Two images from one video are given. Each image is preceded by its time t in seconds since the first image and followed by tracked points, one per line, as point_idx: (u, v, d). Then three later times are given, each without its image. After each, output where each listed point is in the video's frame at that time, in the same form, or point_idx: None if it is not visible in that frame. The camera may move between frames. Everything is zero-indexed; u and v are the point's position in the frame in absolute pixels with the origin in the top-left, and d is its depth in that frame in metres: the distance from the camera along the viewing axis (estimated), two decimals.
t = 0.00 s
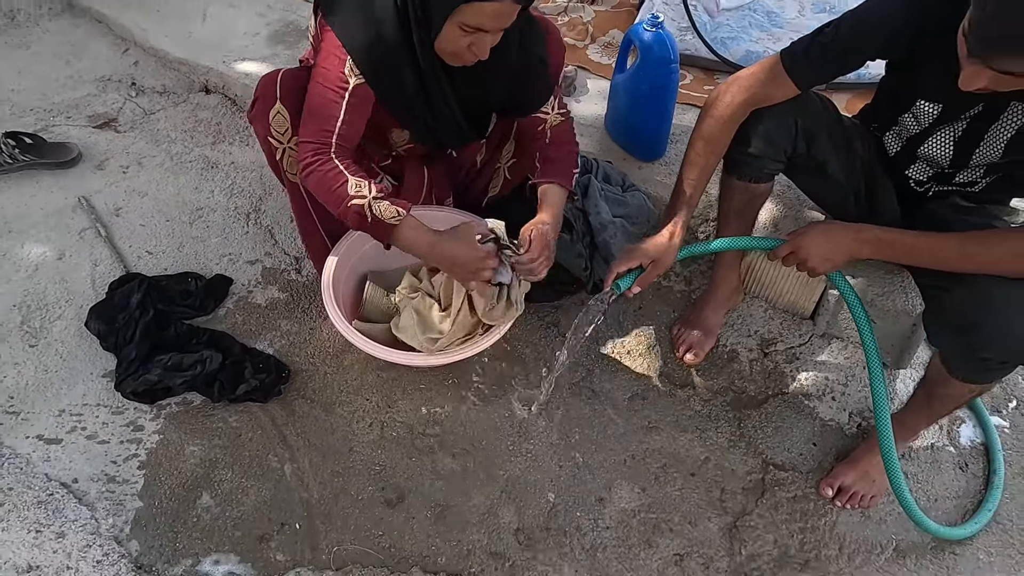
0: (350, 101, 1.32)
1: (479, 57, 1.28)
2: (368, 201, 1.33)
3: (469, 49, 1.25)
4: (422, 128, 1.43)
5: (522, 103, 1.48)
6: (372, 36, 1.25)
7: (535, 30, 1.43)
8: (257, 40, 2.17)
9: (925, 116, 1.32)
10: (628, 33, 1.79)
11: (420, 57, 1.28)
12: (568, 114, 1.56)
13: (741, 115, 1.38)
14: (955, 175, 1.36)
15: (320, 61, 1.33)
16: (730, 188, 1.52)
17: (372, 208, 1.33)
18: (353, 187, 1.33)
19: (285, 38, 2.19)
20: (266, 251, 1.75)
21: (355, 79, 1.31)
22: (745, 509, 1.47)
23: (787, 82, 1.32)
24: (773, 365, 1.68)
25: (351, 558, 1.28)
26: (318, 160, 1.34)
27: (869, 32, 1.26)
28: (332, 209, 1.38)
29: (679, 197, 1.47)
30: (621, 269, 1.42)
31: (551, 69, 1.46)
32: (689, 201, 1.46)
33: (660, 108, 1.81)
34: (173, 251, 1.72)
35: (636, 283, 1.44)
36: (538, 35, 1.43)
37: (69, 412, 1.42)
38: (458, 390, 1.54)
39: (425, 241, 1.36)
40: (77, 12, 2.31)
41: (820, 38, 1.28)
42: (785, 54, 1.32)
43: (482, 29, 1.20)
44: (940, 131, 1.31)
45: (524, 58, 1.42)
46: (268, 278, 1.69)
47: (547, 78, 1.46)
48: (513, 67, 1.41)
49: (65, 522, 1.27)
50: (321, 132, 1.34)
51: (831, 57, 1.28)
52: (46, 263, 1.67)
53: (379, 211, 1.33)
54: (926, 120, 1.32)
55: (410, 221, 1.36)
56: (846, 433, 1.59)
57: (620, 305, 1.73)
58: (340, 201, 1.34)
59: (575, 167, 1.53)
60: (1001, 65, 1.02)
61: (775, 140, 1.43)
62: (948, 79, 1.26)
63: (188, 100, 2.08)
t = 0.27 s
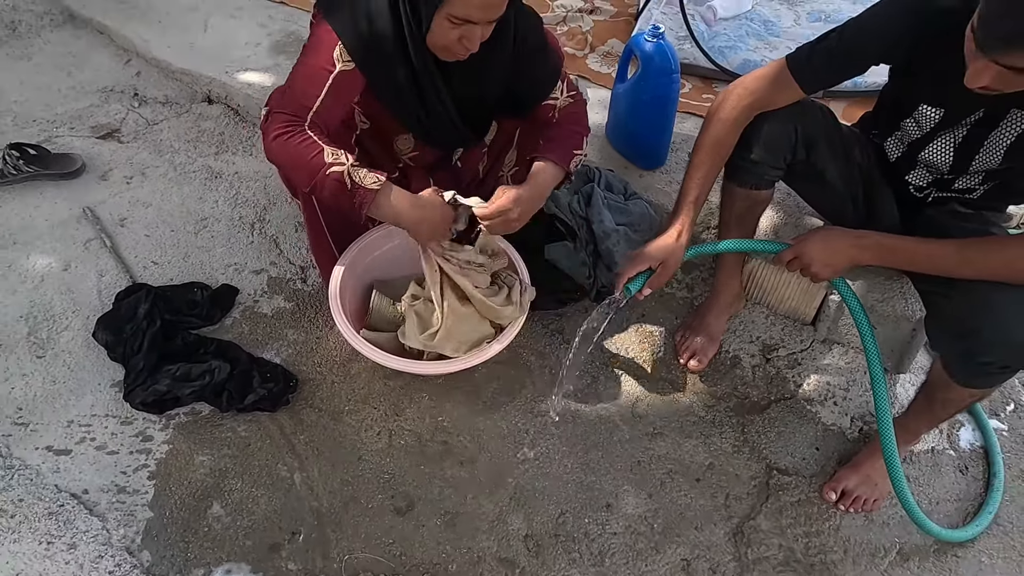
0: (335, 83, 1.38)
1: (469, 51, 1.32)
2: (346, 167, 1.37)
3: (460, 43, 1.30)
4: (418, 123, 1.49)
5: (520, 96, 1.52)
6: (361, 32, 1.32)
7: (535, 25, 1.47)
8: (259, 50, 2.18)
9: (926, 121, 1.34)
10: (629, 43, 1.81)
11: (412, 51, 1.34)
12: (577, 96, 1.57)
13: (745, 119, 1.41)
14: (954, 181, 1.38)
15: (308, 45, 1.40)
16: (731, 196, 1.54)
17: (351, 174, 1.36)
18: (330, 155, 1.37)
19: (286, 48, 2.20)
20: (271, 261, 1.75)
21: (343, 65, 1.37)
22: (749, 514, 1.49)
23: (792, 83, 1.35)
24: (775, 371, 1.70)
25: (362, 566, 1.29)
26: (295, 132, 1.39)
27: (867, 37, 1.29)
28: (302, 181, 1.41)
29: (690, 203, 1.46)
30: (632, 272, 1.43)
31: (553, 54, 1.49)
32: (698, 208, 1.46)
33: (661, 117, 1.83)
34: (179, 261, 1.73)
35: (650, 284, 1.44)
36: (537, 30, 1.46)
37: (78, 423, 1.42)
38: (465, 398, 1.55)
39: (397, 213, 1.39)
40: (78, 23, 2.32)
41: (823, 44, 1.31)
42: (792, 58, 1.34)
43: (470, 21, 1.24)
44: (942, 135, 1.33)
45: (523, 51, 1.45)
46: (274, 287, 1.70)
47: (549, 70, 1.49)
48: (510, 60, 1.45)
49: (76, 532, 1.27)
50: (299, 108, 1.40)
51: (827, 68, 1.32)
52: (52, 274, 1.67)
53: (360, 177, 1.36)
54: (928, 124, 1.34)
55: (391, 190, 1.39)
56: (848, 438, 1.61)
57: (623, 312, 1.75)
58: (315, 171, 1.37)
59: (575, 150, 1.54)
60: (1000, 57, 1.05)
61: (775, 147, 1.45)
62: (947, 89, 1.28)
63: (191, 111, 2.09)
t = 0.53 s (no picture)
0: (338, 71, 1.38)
1: (481, 44, 1.33)
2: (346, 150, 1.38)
3: (472, 36, 1.31)
4: (432, 123, 1.51)
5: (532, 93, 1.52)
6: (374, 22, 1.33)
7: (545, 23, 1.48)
8: (267, 56, 2.18)
9: (948, 113, 1.36)
10: (641, 47, 1.82)
11: (424, 46, 1.36)
12: (585, 93, 1.56)
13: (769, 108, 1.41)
14: (972, 178, 1.41)
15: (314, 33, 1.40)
16: (745, 198, 1.55)
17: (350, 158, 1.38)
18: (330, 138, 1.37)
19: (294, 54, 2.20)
20: (285, 267, 1.75)
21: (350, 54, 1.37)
22: (768, 517, 1.49)
23: (819, 60, 1.37)
24: (789, 373, 1.71)
25: (387, 572, 1.28)
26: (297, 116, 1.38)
27: (888, 29, 1.32)
28: (297, 164, 1.39)
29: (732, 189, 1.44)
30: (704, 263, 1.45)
31: (564, 49, 1.50)
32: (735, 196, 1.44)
33: (673, 123, 1.84)
34: (193, 268, 1.73)
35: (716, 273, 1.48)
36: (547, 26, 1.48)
37: (96, 430, 1.41)
38: (483, 403, 1.55)
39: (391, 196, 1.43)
40: (84, 30, 2.31)
41: (854, 28, 1.34)
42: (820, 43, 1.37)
43: (482, 13, 1.26)
44: (965, 128, 1.35)
45: (534, 45, 1.46)
46: (289, 293, 1.70)
47: (561, 66, 1.50)
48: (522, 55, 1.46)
49: (98, 541, 1.26)
50: (303, 92, 1.38)
51: (854, 56, 1.34)
52: (65, 281, 1.66)
53: (359, 160, 1.38)
54: (949, 117, 1.36)
55: (387, 179, 1.43)
56: (864, 440, 1.61)
57: (638, 316, 1.76)
58: (314, 153, 1.37)
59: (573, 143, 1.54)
60: None
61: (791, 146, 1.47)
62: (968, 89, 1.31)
63: (200, 117, 2.09)
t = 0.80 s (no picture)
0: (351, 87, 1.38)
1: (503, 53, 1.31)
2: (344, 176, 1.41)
3: (493, 45, 1.29)
4: (450, 129, 1.48)
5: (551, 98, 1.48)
6: (389, 33, 1.33)
7: (565, 27, 1.44)
8: (281, 61, 2.19)
9: (969, 103, 1.38)
10: (657, 51, 1.84)
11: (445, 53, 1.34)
12: (608, 94, 1.52)
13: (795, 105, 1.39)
14: (990, 171, 1.43)
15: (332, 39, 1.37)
16: (762, 197, 1.57)
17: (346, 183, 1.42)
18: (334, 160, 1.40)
19: (308, 58, 2.21)
20: (305, 269, 1.76)
21: (365, 68, 1.36)
22: (790, 514, 1.49)
23: (863, 35, 1.29)
24: (806, 372, 1.73)
25: (419, 570, 1.29)
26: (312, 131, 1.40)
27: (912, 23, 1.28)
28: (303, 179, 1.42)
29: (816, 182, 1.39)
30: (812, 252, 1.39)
31: (583, 53, 1.46)
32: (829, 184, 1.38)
33: (688, 125, 1.86)
34: (214, 271, 1.73)
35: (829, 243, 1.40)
36: (566, 29, 1.43)
37: (124, 432, 1.41)
38: (507, 402, 1.56)
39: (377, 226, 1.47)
40: (97, 35, 2.32)
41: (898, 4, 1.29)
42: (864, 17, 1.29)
43: (502, 23, 1.23)
44: (986, 119, 1.37)
45: (553, 50, 1.42)
46: (310, 295, 1.71)
47: (581, 70, 1.46)
48: (541, 60, 1.42)
49: (132, 542, 1.27)
50: (312, 106, 1.37)
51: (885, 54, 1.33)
52: (87, 285, 1.66)
53: (354, 189, 1.43)
54: (974, 104, 1.37)
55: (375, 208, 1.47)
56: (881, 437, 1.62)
57: (656, 316, 1.78)
58: (318, 171, 1.39)
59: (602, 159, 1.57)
60: None
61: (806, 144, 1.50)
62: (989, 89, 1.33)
63: (215, 121, 2.10)
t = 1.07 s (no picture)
0: (371, 93, 1.40)
1: (513, 55, 1.34)
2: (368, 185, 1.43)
3: (503, 47, 1.31)
4: (462, 131, 1.51)
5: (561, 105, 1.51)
6: (407, 36, 1.35)
7: (574, 33, 1.46)
8: (290, 65, 2.22)
9: (984, 94, 1.41)
10: (664, 54, 1.88)
11: (458, 56, 1.37)
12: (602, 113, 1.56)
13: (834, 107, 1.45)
14: (994, 166, 1.47)
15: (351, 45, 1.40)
16: (768, 194, 1.60)
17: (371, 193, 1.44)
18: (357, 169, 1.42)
19: (316, 63, 2.24)
20: (319, 269, 1.78)
21: (384, 74, 1.39)
22: (801, 505, 1.51)
23: (886, 34, 1.36)
24: (812, 367, 1.76)
25: (439, 562, 1.31)
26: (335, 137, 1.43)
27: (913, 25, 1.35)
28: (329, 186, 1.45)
29: (873, 172, 1.41)
30: (884, 239, 1.40)
31: (590, 64, 1.49)
32: (886, 171, 1.40)
33: (694, 126, 1.89)
34: (228, 271, 1.75)
35: (908, 225, 1.42)
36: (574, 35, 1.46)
37: (145, 430, 1.43)
38: (521, 399, 1.58)
39: (408, 232, 1.48)
40: (106, 40, 2.36)
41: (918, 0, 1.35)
42: (884, 18, 1.36)
43: (513, 26, 1.25)
44: (995, 112, 1.41)
45: (562, 56, 1.45)
46: (324, 295, 1.73)
47: (588, 76, 1.49)
48: (551, 65, 1.44)
49: (157, 536, 1.28)
50: (336, 113, 1.40)
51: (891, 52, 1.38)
52: (103, 285, 1.68)
53: (378, 197, 1.45)
54: (987, 96, 1.41)
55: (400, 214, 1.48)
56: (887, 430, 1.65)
57: (665, 313, 1.81)
58: (342, 178, 1.42)
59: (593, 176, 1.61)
60: None
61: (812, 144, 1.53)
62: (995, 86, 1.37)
63: (225, 125, 2.13)
